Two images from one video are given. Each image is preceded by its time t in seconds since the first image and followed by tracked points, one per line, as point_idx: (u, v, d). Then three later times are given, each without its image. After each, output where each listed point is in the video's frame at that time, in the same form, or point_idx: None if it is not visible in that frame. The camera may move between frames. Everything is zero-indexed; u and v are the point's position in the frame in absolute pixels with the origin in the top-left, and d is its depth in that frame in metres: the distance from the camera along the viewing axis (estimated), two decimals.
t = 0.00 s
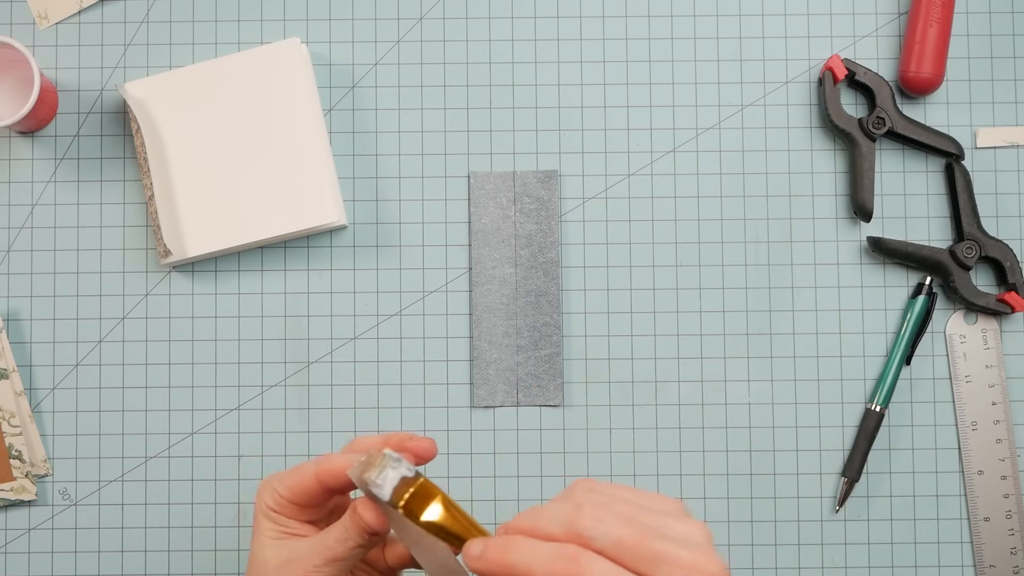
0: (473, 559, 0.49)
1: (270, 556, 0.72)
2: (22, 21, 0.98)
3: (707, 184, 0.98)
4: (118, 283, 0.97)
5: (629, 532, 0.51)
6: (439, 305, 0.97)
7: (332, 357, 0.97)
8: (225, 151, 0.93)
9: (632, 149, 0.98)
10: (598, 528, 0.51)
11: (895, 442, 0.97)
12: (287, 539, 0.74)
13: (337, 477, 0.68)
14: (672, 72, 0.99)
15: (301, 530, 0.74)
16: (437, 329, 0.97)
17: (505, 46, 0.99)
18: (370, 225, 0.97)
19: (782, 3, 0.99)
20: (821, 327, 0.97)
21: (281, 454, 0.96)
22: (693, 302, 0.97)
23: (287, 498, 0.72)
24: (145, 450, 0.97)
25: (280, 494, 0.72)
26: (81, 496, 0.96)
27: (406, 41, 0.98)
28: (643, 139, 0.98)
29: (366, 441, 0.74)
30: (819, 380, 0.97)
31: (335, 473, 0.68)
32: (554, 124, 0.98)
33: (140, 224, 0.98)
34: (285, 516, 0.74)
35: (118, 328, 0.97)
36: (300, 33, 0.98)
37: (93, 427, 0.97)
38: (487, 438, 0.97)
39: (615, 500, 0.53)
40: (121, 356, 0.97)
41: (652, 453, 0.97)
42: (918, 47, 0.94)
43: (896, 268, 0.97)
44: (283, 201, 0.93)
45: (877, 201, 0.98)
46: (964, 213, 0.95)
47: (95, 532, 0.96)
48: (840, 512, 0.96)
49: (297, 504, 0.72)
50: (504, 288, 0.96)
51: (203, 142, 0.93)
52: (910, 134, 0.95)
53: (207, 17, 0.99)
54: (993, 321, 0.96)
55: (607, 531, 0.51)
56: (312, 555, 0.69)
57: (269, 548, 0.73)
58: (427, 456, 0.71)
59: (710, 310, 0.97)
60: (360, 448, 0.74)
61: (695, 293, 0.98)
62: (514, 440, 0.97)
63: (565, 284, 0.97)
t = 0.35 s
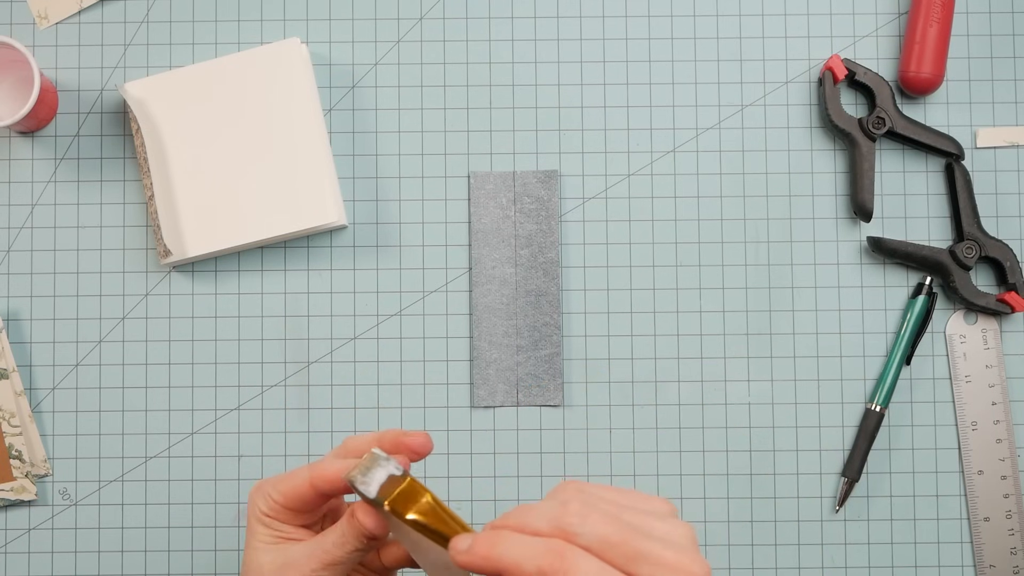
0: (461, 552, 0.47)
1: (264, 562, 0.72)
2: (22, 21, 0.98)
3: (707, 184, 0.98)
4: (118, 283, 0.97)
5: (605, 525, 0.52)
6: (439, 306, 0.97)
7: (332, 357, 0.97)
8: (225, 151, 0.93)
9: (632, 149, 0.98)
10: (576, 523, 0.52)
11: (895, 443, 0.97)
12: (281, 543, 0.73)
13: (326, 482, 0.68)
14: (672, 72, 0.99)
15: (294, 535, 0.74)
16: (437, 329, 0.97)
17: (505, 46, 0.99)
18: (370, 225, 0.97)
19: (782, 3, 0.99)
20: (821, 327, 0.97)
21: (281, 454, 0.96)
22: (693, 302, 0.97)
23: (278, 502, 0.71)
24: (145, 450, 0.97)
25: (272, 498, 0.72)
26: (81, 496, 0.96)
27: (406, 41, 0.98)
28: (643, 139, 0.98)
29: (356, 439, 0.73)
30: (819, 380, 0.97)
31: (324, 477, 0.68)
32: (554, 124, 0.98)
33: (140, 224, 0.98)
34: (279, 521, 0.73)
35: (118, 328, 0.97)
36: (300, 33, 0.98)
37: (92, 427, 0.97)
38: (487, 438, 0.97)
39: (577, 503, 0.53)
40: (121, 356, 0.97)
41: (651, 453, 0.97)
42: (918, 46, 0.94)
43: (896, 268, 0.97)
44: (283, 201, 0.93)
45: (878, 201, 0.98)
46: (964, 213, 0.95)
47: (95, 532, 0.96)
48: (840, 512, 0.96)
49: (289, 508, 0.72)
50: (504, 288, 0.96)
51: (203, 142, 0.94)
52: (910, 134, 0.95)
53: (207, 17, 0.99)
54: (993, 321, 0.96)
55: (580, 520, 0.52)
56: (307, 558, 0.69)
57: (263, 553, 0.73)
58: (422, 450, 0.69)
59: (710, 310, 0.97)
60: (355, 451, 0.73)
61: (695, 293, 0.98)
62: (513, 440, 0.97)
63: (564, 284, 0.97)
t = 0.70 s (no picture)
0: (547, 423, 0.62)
1: (260, 541, 0.73)
2: (22, 21, 0.98)
3: (707, 184, 0.98)
4: (118, 283, 0.97)
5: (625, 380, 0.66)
6: (439, 305, 0.97)
7: (332, 357, 0.97)
8: (225, 151, 0.93)
9: (632, 149, 0.98)
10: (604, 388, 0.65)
11: (895, 443, 0.97)
12: (278, 525, 0.75)
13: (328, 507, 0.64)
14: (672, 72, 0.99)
15: (291, 519, 0.75)
16: (437, 329, 0.97)
17: (505, 46, 0.99)
18: (370, 225, 0.97)
19: (782, 3, 0.99)
20: (821, 327, 0.97)
21: (281, 455, 0.96)
22: (693, 302, 0.97)
23: (287, 476, 0.74)
24: (145, 449, 0.97)
25: (280, 472, 0.74)
26: (81, 496, 0.96)
27: (406, 41, 0.98)
28: (643, 139, 0.98)
29: (362, 464, 0.64)
30: (819, 380, 0.97)
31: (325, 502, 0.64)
32: (554, 124, 0.98)
33: (140, 224, 0.98)
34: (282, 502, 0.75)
35: (118, 328, 0.97)
36: (300, 33, 0.98)
37: (93, 427, 0.97)
38: (487, 438, 0.97)
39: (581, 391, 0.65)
40: (121, 356, 0.97)
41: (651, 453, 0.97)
42: (918, 47, 0.94)
43: (896, 268, 0.97)
44: (283, 201, 0.93)
45: (877, 201, 0.98)
46: (964, 213, 0.95)
47: (95, 532, 0.96)
48: (840, 512, 0.96)
49: (297, 485, 0.75)
50: (503, 288, 0.96)
51: (203, 142, 0.94)
52: (910, 134, 0.95)
53: (207, 17, 0.99)
54: (993, 321, 0.96)
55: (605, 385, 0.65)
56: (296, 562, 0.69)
57: (260, 532, 0.74)
58: (393, 403, 0.73)
59: (710, 310, 0.97)
60: (351, 425, 0.77)
61: (695, 294, 0.98)
62: (513, 440, 0.97)
63: (564, 284, 0.97)
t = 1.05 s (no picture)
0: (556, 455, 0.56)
1: (252, 543, 0.73)
2: (22, 21, 0.98)
3: (707, 184, 0.98)
4: (119, 283, 0.97)
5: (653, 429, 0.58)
6: (439, 306, 0.97)
7: (332, 358, 0.97)
8: (225, 150, 0.93)
9: (632, 149, 0.98)
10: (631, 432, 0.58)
11: (895, 442, 0.97)
12: (269, 526, 0.75)
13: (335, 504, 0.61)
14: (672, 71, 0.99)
15: (282, 520, 0.75)
16: (437, 329, 0.97)
17: (505, 46, 0.99)
18: (370, 225, 0.97)
19: (782, 3, 0.99)
20: (821, 327, 0.97)
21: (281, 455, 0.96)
22: (693, 302, 0.97)
23: (276, 477, 0.74)
24: (145, 449, 0.97)
25: (269, 473, 0.74)
26: (81, 496, 0.96)
27: (406, 41, 0.98)
28: (643, 139, 0.98)
29: (358, 460, 0.63)
30: (819, 380, 0.97)
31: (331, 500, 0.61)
32: (554, 124, 0.98)
33: (141, 224, 0.98)
34: (271, 503, 0.75)
35: (118, 328, 0.97)
36: (300, 33, 0.98)
37: (93, 426, 0.97)
38: (487, 438, 0.97)
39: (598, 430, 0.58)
40: (121, 356, 0.97)
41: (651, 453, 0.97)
42: (918, 47, 0.94)
43: (896, 268, 0.97)
44: (283, 200, 0.93)
45: (878, 201, 0.98)
46: (964, 213, 0.95)
47: (95, 531, 0.96)
48: (840, 512, 0.96)
49: (287, 485, 0.74)
50: (503, 288, 0.96)
51: (203, 142, 0.93)
52: (910, 134, 0.95)
53: (207, 17, 0.99)
54: (993, 320, 0.96)
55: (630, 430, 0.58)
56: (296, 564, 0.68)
57: (252, 535, 0.73)
58: (384, 395, 0.73)
59: (710, 310, 0.97)
60: (338, 421, 0.76)
61: (695, 294, 0.98)
62: (513, 440, 0.97)
63: (564, 284, 0.97)
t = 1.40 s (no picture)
0: (455, 560, 0.43)
1: (241, 550, 0.72)
2: (22, 21, 0.98)
3: (707, 184, 0.98)
4: (118, 283, 0.97)
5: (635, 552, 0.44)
6: (439, 306, 0.97)
7: (332, 358, 0.97)
8: (225, 151, 0.93)
9: (632, 149, 0.98)
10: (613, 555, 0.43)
11: (895, 443, 0.97)
12: (259, 532, 0.74)
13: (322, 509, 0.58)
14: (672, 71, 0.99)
15: (272, 525, 0.74)
16: (437, 329, 0.97)
17: (505, 46, 0.99)
18: (370, 225, 0.97)
19: (782, 3, 0.99)
20: (821, 327, 0.97)
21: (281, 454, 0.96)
22: (693, 302, 0.97)
23: (263, 483, 0.73)
24: (145, 449, 0.97)
25: (256, 480, 0.73)
26: (81, 496, 0.96)
27: (406, 41, 0.98)
28: (643, 139, 0.98)
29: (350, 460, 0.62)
30: (819, 380, 0.97)
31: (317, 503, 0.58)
32: (554, 124, 0.98)
33: (141, 224, 0.98)
34: (260, 508, 0.74)
35: (118, 328, 0.97)
36: (300, 33, 0.98)
37: (93, 426, 0.97)
38: (487, 438, 0.97)
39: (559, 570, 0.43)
40: (121, 356, 0.97)
41: (651, 453, 0.97)
42: (918, 47, 0.94)
43: (896, 268, 0.97)
44: (283, 200, 0.93)
45: (878, 201, 0.98)
46: (964, 213, 0.95)
47: (95, 532, 0.96)
48: (840, 512, 0.96)
49: (275, 491, 0.73)
50: (503, 288, 0.96)
51: (203, 142, 0.94)
52: (910, 134, 0.95)
53: (207, 17, 0.99)
54: (993, 321, 0.96)
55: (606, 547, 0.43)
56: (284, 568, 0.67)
57: (240, 541, 0.73)
58: (372, 400, 0.68)
59: (710, 310, 0.97)
60: (326, 425, 0.71)
61: (695, 294, 0.98)
62: (513, 440, 0.97)
63: (564, 284, 0.97)
